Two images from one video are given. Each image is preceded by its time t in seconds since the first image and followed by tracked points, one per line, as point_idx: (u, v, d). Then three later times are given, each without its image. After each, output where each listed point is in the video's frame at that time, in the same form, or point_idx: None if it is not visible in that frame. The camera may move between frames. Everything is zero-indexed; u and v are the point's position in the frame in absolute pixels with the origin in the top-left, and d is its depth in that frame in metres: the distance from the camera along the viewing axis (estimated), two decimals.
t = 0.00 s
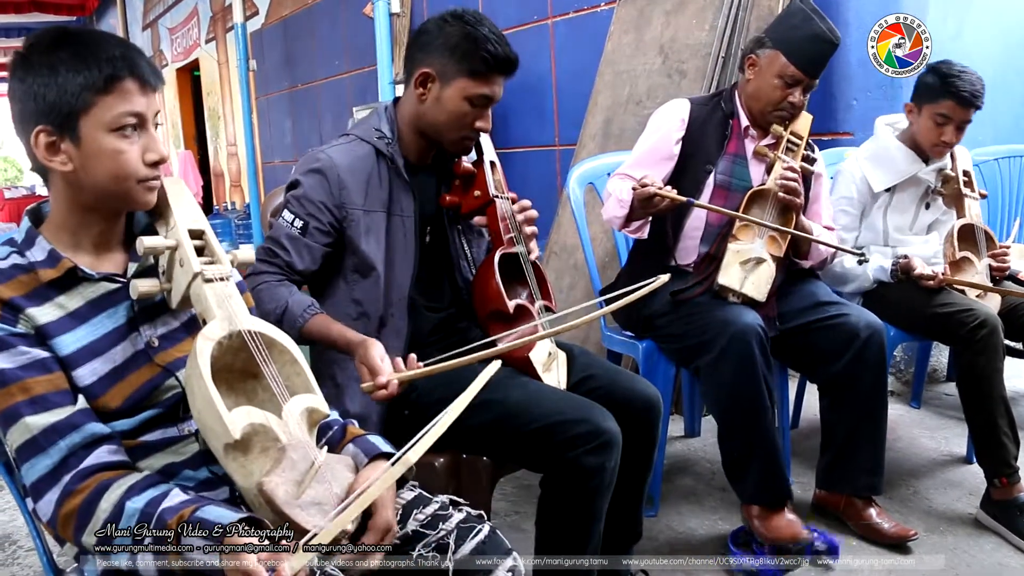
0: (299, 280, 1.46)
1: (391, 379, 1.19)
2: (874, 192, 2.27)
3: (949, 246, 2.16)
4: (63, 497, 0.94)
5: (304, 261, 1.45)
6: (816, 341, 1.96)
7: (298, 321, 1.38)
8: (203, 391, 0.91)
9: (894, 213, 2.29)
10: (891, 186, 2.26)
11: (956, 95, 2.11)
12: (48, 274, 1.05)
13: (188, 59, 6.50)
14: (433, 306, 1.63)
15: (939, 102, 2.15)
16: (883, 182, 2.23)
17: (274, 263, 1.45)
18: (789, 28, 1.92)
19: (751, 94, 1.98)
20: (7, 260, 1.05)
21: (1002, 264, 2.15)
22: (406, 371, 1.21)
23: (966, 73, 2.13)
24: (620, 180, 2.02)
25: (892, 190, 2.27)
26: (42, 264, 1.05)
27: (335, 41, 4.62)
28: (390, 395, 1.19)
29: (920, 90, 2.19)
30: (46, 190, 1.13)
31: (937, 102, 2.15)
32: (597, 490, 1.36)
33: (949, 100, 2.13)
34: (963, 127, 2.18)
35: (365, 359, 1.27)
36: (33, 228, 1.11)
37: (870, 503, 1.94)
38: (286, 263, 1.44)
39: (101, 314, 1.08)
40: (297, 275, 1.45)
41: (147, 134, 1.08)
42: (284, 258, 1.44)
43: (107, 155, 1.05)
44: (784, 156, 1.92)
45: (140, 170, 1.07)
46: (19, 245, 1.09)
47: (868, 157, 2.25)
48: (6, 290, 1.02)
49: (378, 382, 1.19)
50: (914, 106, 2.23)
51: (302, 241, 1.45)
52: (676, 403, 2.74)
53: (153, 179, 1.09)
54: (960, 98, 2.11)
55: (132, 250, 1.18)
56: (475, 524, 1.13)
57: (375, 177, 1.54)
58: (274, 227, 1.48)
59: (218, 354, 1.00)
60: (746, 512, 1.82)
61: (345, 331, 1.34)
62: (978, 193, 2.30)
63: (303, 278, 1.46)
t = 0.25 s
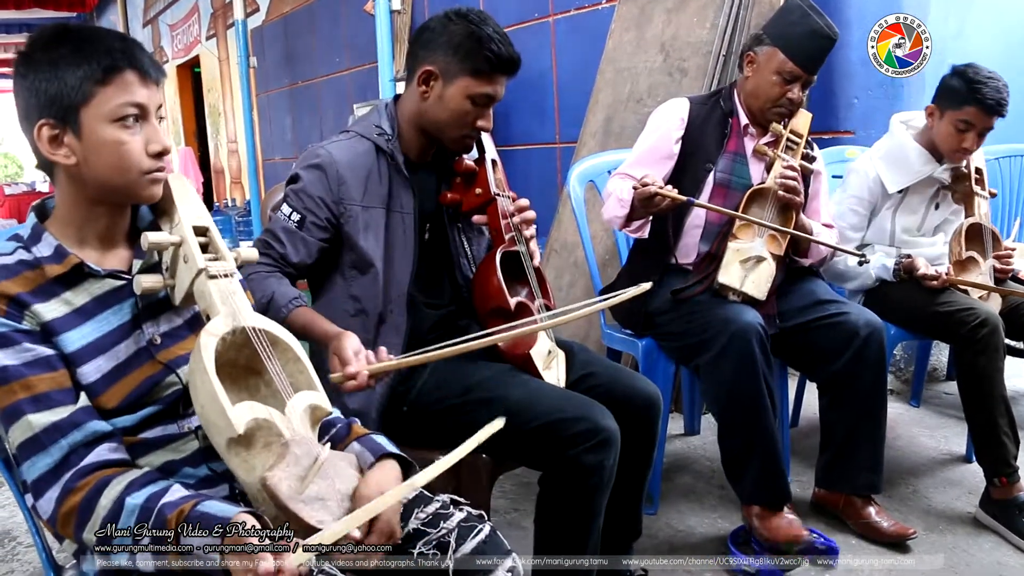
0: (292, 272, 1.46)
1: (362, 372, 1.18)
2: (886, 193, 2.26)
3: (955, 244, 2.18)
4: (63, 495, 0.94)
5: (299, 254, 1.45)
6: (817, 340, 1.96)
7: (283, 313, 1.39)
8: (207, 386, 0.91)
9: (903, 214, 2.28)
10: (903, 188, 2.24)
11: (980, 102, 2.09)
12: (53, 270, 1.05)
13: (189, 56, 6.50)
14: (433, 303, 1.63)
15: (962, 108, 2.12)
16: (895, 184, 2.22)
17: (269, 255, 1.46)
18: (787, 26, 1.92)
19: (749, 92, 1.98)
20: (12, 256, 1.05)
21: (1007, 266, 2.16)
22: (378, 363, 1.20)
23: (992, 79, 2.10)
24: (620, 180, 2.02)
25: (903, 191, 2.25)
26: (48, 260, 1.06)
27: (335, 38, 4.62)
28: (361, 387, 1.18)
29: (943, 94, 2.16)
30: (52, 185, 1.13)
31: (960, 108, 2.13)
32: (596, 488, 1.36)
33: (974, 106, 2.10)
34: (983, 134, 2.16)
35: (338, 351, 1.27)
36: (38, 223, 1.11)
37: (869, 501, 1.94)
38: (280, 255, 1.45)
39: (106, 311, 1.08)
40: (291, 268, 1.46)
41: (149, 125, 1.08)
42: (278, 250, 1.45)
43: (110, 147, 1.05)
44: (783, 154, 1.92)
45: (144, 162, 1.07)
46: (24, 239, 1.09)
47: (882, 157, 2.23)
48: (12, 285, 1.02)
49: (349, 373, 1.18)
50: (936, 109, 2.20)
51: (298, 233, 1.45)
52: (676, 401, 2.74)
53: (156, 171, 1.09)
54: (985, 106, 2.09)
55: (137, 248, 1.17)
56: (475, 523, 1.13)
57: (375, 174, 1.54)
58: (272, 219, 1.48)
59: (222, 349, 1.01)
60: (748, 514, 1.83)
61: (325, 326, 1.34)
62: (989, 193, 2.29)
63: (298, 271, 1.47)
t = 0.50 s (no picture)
0: (293, 272, 1.46)
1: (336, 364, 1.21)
2: (891, 194, 2.25)
3: (958, 244, 2.16)
4: (63, 492, 0.94)
5: (300, 254, 1.44)
6: (817, 340, 1.96)
7: (275, 311, 1.37)
8: (225, 386, 0.92)
9: (907, 215, 2.27)
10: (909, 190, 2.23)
11: (990, 110, 2.08)
12: (62, 267, 1.05)
13: (190, 54, 6.50)
14: (434, 302, 1.62)
15: (972, 114, 2.11)
16: (901, 186, 2.21)
17: (269, 255, 1.45)
18: (774, 22, 1.91)
19: (739, 90, 1.98)
20: (21, 251, 1.06)
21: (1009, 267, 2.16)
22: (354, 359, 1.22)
23: (1004, 87, 2.09)
24: (617, 183, 2.01)
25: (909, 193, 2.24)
26: (56, 257, 1.06)
27: (337, 37, 4.62)
28: (336, 382, 1.20)
29: (955, 100, 2.15)
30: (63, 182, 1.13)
31: (971, 116, 2.12)
32: (595, 488, 1.36)
33: (984, 114, 2.10)
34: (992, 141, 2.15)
35: (317, 348, 1.28)
36: (49, 219, 1.11)
37: (869, 501, 1.94)
38: (281, 255, 1.44)
39: (113, 311, 1.08)
40: (292, 268, 1.45)
41: (158, 119, 1.09)
42: (279, 250, 1.44)
43: (121, 141, 1.06)
44: (778, 154, 1.91)
45: (156, 155, 1.07)
46: (35, 235, 1.09)
47: (888, 159, 2.22)
48: (20, 281, 1.02)
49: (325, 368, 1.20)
50: (945, 114, 2.19)
51: (299, 233, 1.45)
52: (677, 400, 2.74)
53: (167, 166, 1.09)
54: (996, 114, 2.08)
55: (144, 250, 1.17)
56: (477, 523, 1.13)
57: (375, 172, 1.54)
58: (272, 219, 1.48)
59: (236, 356, 1.01)
60: (749, 515, 1.83)
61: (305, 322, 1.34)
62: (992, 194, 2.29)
63: (297, 271, 1.46)
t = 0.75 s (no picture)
0: (298, 273, 1.46)
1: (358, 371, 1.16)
2: (891, 194, 2.25)
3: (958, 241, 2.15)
4: (65, 489, 0.94)
5: (304, 255, 1.45)
6: (818, 339, 1.96)
7: (286, 313, 1.38)
8: (227, 390, 0.91)
9: (907, 214, 2.27)
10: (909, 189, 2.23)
11: (989, 109, 2.08)
12: (70, 264, 1.05)
13: (190, 53, 6.49)
14: (435, 300, 1.62)
15: (971, 113, 2.11)
16: (901, 186, 2.20)
17: (274, 257, 1.45)
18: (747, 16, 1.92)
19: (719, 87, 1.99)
20: (29, 247, 1.06)
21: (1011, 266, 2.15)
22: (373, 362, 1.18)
23: (1004, 87, 2.09)
24: (614, 196, 2.02)
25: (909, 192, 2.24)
26: (64, 253, 1.06)
27: (337, 36, 4.62)
28: (355, 386, 1.16)
29: (955, 99, 2.15)
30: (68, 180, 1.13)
31: (970, 115, 2.12)
32: (595, 488, 1.36)
33: (983, 113, 2.09)
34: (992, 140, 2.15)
35: (335, 350, 1.27)
36: (56, 215, 1.11)
37: (870, 500, 1.94)
38: (286, 256, 1.45)
39: (119, 310, 1.08)
40: (296, 269, 1.46)
41: (158, 110, 1.08)
42: (282, 251, 1.44)
43: (121, 133, 1.06)
44: (767, 149, 1.92)
45: (157, 147, 1.06)
46: (42, 231, 1.09)
47: (888, 159, 2.22)
48: (28, 277, 1.02)
49: (342, 373, 1.16)
50: (945, 114, 2.19)
51: (302, 234, 1.45)
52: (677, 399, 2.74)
53: (169, 157, 1.08)
54: (995, 113, 2.08)
55: (151, 250, 1.16)
56: (478, 519, 1.12)
57: (376, 171, 1.54)
58: (275, 220, 1.48)
59: (240, 359, 1.01)
60: (749, 514, 1.83)
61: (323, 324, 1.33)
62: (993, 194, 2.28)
63: (303, 271, 1.47)
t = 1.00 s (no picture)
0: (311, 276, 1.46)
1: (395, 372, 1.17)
2: (889, 195, 2.25)
3: (958, 244, 2.16)
4: (66, 489, 0.94)
5: (313, 257, 1.44)
6: (820, 340, 1.96)
7: (307, 315, 1.36)
8: (231, 386, 0.91)
9: (906, 215, 2.27)
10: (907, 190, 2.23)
11: (981, 107, 2.08)
12: (81, 262, 1.05)
13: (193, 50, 6.49)
14: (438, 299, 1.62)
15: (965, 113, 2.11)
16: (899, 187, 2.20)
17: (285, 260, 1.43)
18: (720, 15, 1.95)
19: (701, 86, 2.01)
20: (40, 244, 1.06)
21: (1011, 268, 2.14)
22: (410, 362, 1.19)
23: (995, 86, 2.09)
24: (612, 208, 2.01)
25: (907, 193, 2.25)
26: (75, 250, 1.06)
27: (340, 34, 4.62)
28: (395, 387, 1.17)
29: (947, 98, 2.16)
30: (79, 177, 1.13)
31: (962, 114, 2.12)
32: (596, 488, 1.35)
33: (976, 112, 2.09)
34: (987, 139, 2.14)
35: (369, 352, 1.25)
36: (66, 212, 1.11)
37: (871, 501, 1.94)
38: (297, 260, 1.43)
39: (128, 308, 1.08)
40: (308, 272, 1.45)
41: (169, 109, 1.08)
42: (295, 254, 1.43)
43: (132, 130, 1.06)
44: (753, 145, 1.90)
45: (167, 145, 1.06)
46: (53, 228, 1.09)
47: (885, 160, 2.23)
48: (40, 274, 1.02)
49: (383, 375, 1.17)
50: (939, 114, 2.19)
51: (311, 236, 1.44)
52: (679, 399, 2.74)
53: (179, 155, 1.08)
54: (987, 111, 2.08)
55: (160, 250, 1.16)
56: (480, 518, 1.12)
57: (381, 170, 1.53)
58: (281, 223, 1.47)
59: (245, 357, 1.01)
60: (750, 515, 1.82)
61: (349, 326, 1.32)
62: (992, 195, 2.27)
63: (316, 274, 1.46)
